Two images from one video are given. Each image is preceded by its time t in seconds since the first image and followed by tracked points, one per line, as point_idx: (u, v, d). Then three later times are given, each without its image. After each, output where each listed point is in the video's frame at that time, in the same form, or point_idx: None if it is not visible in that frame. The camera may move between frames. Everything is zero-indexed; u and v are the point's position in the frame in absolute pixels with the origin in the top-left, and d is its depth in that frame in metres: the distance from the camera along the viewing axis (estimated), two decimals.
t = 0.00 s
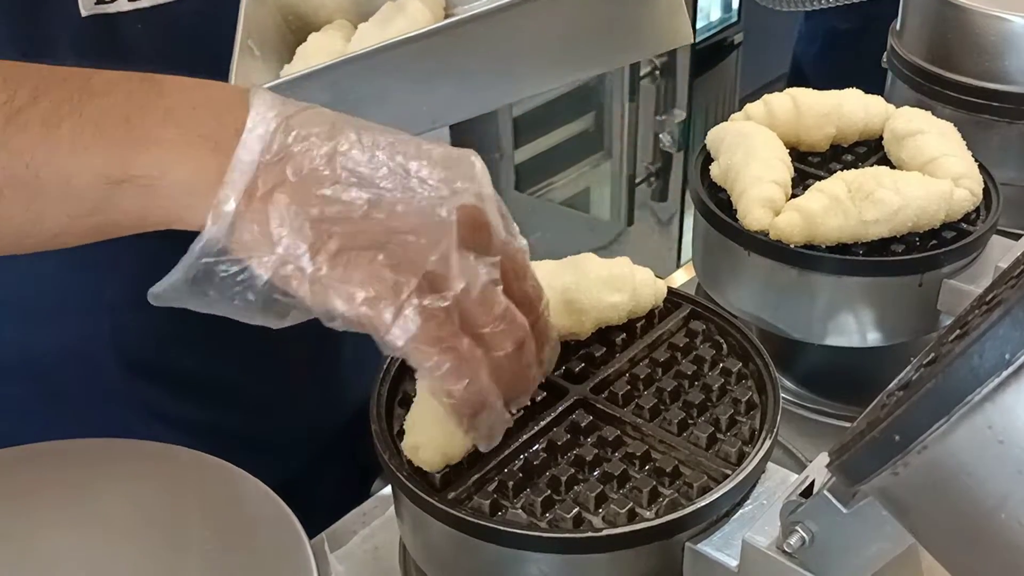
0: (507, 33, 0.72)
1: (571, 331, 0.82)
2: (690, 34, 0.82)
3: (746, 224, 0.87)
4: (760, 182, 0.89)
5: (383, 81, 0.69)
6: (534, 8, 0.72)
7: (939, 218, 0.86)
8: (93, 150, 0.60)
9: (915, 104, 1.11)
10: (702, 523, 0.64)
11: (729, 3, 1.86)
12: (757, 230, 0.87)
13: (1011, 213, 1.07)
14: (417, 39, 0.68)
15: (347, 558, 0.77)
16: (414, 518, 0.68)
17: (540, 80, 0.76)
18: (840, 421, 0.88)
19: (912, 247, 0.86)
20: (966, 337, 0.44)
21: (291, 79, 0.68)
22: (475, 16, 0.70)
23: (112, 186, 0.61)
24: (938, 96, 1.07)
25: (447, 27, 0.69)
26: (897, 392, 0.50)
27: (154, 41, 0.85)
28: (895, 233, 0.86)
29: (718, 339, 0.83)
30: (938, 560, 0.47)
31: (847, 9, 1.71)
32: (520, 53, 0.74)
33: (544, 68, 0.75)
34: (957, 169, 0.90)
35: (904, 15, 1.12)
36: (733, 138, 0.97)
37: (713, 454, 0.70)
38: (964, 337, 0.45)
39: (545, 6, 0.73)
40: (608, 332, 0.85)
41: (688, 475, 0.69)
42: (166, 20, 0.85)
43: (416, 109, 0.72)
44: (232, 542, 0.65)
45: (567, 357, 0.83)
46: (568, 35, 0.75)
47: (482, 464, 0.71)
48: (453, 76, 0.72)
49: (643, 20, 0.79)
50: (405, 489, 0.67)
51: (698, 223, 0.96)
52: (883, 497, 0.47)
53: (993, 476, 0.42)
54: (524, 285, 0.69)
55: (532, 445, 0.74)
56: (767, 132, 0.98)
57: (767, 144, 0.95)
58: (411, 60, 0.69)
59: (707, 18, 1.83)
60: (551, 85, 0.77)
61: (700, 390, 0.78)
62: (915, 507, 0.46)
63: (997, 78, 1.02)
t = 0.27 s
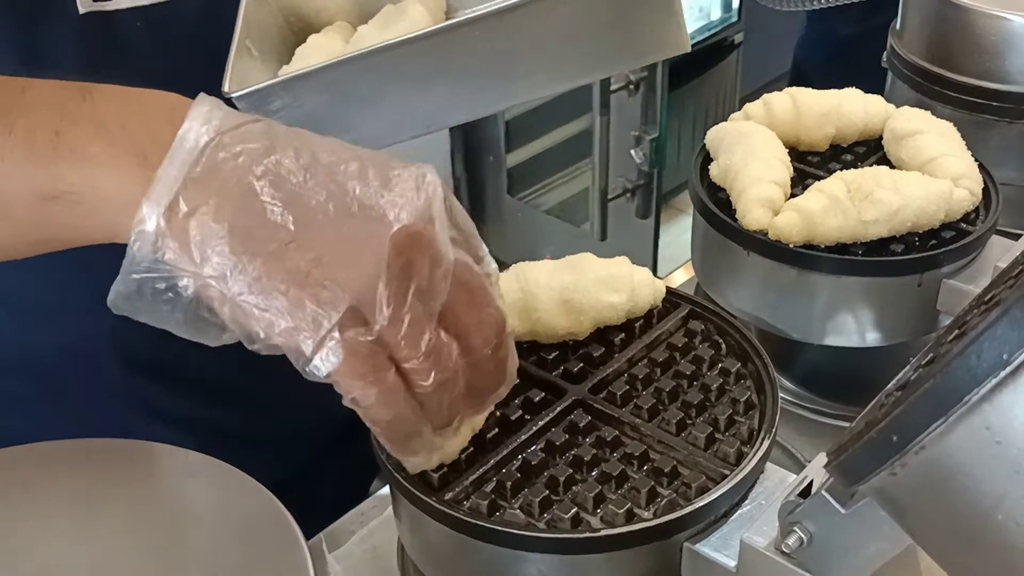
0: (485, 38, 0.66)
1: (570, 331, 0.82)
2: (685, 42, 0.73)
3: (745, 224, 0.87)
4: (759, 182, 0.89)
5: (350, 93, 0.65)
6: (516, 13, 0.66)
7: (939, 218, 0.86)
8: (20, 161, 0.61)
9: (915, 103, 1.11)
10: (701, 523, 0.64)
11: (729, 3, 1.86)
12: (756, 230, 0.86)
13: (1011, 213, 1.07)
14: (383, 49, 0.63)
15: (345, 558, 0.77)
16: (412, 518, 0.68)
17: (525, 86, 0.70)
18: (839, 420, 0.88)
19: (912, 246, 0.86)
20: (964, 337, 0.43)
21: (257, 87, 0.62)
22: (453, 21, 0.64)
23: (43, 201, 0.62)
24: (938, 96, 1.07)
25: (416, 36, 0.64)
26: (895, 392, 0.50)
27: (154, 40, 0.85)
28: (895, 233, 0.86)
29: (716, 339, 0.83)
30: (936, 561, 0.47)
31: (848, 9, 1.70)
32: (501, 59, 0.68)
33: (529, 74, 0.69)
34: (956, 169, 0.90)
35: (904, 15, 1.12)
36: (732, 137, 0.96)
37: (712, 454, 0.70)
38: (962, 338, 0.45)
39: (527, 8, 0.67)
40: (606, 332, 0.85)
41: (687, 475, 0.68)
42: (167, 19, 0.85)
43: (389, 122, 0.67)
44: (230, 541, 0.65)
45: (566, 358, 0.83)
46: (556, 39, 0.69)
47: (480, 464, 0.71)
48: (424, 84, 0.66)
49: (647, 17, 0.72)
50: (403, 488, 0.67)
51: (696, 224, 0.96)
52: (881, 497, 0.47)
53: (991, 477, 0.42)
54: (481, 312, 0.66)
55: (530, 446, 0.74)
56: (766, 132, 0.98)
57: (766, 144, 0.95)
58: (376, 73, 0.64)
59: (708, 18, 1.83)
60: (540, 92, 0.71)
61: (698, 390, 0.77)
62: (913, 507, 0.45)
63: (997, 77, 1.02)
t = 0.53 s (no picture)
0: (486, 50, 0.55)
1: (569, 331, 0.82)
2: (684, 64, 0.57)
3: (744, 224, 0.87)
4: (758, 182, 0.89)
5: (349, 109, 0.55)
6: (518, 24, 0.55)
7: (937, 218, 0.86)
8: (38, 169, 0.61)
9: (914, 104, 1.12)
10: (701, 523, 0.64)
11: (730, 3, 1.84)
12: (755, 230, 0.87)
13: (1009, 213, 1.07)
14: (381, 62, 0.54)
15: (346, 557, 0.77)
16: (412, 517, 0.68)
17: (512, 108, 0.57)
18: (838, 420, 0.88)
19: (911, 246, 0.86)
20: (962, 337, 0.44)
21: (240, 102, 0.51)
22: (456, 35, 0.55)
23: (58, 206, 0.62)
24: (937, 96, 1.07)
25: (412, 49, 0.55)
26: (892, 391, 0.50)
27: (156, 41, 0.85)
28: (893, 233, 0.86)
29: (716, 339, 0.83)
30: (934, 560, 0.47)
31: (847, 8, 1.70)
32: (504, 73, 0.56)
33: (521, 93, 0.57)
34: (955, 169, 0.90)
35: (903, 15, 1.12)
36: (732, 138, 0.97)
37: (712, 453, 0.70)
38: (959, 338, 0.46)
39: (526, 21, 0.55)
40: (606, 332, 0.85)
41: (687, 475, 0.69)
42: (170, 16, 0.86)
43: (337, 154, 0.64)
44: (231, 540, 0.65)
45: (565, 357, 0.83)
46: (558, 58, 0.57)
47: (480, 463, 0.71)
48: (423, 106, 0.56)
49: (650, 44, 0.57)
50: (403, 487, 0.67)
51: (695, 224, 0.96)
52: (879, 496, 0.47)
53: (988, 477, 0.42)
54: None
55: (530, 445, 0.74)
56: (766, 132, 0.98)
57: (765, 144, 0.95)
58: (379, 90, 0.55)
59: (709, 18, 1.80)
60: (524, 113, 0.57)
61: (698, 390, 0.78)
62: (911, 506, 0.46)
63: (996, 77, 1.03)
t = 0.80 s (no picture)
0: (475, 40, 0.57)
1: (569, 331, 0.82)
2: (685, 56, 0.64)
3: (743, 225, 0.88)
4: (758, 183, 0.89)
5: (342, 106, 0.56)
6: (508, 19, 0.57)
7: (937, 218, 0.86)
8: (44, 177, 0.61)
9: (915, 105, 1.12)
10: (701, 522, 0.64)
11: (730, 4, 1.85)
12: (754, 231, 0.87)
13: (1009, 213, 1.07)
14: (372, 58, 0.55)
15: (347, 558, 0.77)
16: (412, 517, 0.68)
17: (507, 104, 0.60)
18: (838, 421, 0.88)
19: (911, 247, 0.87)
20: (960, 337, 0.44)
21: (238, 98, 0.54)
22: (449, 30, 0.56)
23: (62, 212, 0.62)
24: (937, 97, 1.07)
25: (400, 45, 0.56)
26: (892, 391, 0.50)
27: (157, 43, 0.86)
28: (893, 234, 0.86)
29: (715, 339, 0.83)
30: (934, 558, 0.47)
31: (847, 10, 1.70)
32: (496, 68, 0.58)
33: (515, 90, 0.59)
34: (955, 170, 0.90)
35: (903, 16, 1.12)
36: (731, 139, 0.97)
37: (711, 453, 0.71)
38: (958, 338, 0.46)
39: (514, 19, 0.57)
40: (606, 332, 0.85)
41: (686, 475, 0.69)
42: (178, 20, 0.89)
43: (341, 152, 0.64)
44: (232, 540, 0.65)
45: (566, 358, 0.83)
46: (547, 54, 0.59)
47: (481, 463, 0.71)
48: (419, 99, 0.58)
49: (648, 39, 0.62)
50: (404, 487, 0.67)
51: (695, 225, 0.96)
52: (878, 496, 0.47)
53: (986, 476, 0.42)
54: None
55: (530, 446, 0.74)
56: (765, 133, 0.98)
57: (765, 146, 0.95)
58: (369, 87, 0.56)
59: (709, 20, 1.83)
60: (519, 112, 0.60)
61: (697, 390, 0.78)
62: (910, 505, 0.46)
63: (996, 78, 1.03)
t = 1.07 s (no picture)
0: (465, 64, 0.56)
1: (569, 332, 0.82)
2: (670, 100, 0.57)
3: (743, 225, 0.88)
4: (757, 183, 0.89)
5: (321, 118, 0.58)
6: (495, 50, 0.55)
7: (936, 218, 0.86)
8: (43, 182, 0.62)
9: (914, 105, 1.12)
10: (701, 523, 0.64)
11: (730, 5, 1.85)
12: (754, 232, 0.87)
13: (1008, 213, 1.07)
14: (354, 74, 0.56)
15: (347, 559, 0.77)
16: (412, 517, 0.69)
17: (491, 133, 0.58)
18: (838, 421, 0.89)
19: (910, 247, 0.87)
20: (959, 338, 0.44)
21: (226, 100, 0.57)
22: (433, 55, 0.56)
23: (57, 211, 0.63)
24: (936, 97, 1.07)
25: (386, 64, 0.56)
26: (892, 391, 0.50)
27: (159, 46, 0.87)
28: (892, 234, 0.86)
29: (715, 339, 0.83)
30: (933, 559, 0.47)
31: (846, 10, 1.70)
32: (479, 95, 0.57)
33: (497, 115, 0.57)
34: (954, 170, 0.90)
35: (902, 16, 1.12)
36: (730, 140, 0.97)
37: (711, 453, 0.71)
38: (958, 337, 0.46)
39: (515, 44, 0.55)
40: (606, 332, 0.86)
41: (686, 475, 0.69)
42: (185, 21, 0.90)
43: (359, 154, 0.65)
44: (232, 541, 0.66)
45: (566, 359, 0.83)
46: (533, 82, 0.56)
47: (481, 464, 0.71)
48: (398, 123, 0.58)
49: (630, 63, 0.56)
50: (404, 487, 0.67)
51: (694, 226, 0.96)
52: (877, 495, 0.47)
53: (985, 477, 0.42)
54: None
55: (530, 446, 0.74)
56: (764, 134, 0.98)
57: (764, 146, 0.96)
58: (350, 98, 0.57)
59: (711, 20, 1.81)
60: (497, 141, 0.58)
61: (697, 390, 0.78)
62: (908, 505, 0.46)
63: (995, 79, 1.03)
